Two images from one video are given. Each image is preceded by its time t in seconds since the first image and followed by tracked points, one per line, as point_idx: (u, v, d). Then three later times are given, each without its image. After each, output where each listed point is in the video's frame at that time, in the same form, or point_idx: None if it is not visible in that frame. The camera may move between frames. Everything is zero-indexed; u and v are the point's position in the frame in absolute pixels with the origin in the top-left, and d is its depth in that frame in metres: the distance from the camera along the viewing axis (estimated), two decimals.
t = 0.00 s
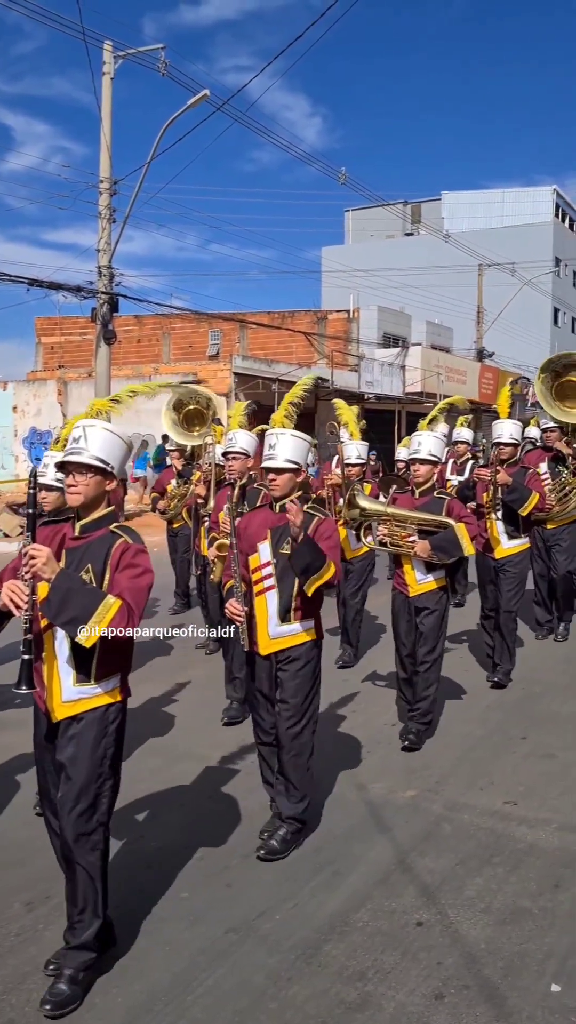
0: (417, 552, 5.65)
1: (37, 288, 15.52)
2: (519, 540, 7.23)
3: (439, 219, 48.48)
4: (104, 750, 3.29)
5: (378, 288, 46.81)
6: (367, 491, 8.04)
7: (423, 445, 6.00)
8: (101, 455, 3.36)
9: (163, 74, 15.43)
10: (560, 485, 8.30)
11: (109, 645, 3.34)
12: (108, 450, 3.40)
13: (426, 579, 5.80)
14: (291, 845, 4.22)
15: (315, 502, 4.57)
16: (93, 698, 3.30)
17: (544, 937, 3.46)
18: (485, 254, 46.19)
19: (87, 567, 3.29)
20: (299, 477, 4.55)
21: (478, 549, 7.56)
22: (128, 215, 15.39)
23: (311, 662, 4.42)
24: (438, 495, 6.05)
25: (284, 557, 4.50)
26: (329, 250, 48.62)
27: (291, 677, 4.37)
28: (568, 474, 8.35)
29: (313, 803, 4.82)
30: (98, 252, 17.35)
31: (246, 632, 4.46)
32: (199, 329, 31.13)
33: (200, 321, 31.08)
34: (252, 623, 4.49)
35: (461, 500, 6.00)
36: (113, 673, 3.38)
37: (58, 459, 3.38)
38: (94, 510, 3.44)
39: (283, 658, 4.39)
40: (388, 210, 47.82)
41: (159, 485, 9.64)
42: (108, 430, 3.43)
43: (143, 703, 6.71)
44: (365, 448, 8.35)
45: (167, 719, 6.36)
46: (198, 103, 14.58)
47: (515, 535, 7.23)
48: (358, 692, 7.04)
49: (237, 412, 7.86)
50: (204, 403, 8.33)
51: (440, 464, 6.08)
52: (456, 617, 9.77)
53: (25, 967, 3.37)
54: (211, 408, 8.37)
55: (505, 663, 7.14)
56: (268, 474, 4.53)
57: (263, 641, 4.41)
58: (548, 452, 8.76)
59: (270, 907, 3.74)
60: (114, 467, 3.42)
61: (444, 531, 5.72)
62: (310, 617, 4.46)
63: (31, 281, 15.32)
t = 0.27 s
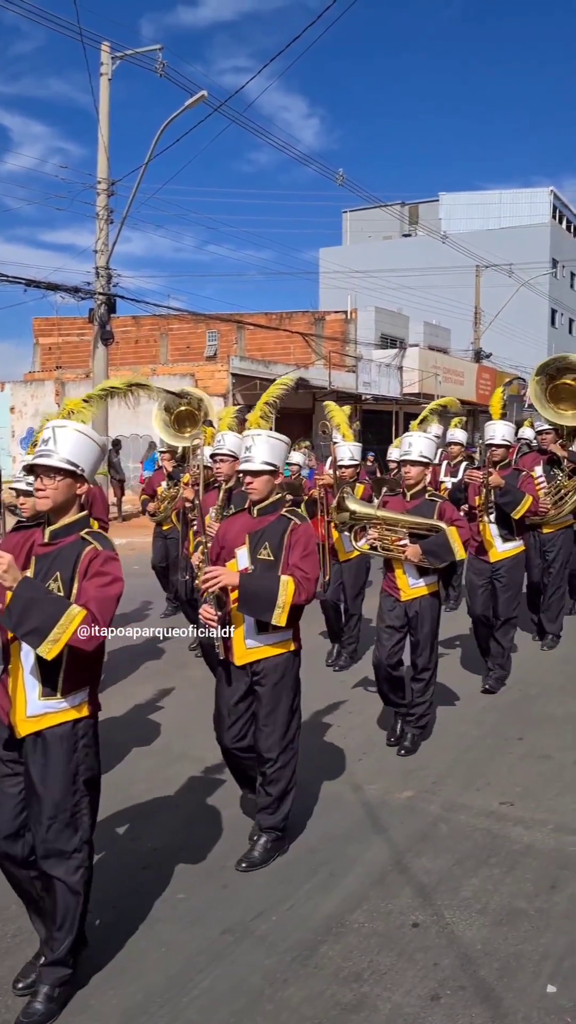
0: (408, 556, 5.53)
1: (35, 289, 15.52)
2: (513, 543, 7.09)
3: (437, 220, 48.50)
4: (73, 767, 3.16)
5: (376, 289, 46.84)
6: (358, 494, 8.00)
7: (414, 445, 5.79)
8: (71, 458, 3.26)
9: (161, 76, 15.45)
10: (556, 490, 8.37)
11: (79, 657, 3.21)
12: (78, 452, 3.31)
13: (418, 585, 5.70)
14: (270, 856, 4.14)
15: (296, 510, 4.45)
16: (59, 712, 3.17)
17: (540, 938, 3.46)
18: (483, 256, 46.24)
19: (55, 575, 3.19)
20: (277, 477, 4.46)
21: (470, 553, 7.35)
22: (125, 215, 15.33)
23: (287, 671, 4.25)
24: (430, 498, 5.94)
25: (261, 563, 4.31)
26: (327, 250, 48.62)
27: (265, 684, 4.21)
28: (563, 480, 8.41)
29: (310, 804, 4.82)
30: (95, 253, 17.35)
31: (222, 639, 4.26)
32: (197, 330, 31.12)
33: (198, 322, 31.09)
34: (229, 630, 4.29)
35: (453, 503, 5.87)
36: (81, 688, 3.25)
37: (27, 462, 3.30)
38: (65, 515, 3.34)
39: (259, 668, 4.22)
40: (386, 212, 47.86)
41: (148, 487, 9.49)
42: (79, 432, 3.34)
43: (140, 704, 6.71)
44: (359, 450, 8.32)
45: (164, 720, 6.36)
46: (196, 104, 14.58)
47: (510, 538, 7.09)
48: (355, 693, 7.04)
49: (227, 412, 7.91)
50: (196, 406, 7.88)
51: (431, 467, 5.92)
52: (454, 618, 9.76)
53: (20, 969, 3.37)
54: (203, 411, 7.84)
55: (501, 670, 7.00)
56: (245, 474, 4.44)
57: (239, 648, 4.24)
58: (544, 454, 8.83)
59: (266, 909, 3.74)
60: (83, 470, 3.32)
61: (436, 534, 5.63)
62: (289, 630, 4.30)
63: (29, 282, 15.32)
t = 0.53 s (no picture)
0: (392, 561, 5.34)
1: (31, 289, 15.52)
2: (504, 548, 6.96)
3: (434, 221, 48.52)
4: (43, 783, 3.06)
5: (373, 291, 46.89)
6: (348, 497, 8.04)
7: (400, 446, 5.59)
8: (34, 461, 3.10)
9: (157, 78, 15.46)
10: (547, 491, 8.29)
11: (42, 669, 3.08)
12: (41, 455, 3.13)
13: (403, 591, 5.52)
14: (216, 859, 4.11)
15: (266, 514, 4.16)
16: (21, 728, 3.05)
17: (536, 939, 3.46)
18: (479, 257, 46.29)
19: (16, 584, 3.05)
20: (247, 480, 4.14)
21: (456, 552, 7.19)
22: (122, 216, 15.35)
23: (258, 686, 4.03)
24: (416, 500, 5.70)
25: (229, 571, 4.04)
26: (324, 251, 48.63)
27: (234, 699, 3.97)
28: (555, 480, 8.35)
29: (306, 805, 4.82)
30: (92, 254, 17.35)
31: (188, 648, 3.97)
32: (194, 332, 31.12)
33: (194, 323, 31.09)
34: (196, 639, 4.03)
35: (439, 508, 5.66)
36: (43, 702, 3.13)
37: None
38: (29, 520, 3.18)
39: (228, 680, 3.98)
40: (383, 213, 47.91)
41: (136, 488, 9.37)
42: (45, 434, 3.19)
43: (136, 705, 6.70)
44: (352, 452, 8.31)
45: (160, 721, 6.35)
46: (192, 104, 14.57)
47: (501, 542, 6.94)
48: (351, 694, 7.04)
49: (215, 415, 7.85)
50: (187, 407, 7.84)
51: (418, 469, 5.70)
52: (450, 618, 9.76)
53: (15, 971, 3.36)
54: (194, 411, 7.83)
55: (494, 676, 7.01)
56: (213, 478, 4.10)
57: (206, 658, 3.98)
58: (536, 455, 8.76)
59: (262, 910, 3.74)
60: (48, 473, 3.15)
61: (420, 540, 5.37)
62: (258, 639, 4.05)
63: (26, 283, 15.32)
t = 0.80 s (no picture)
0: (379, 566, 5.25)
1: (28, 290, 15.51)
2: (490, 550, 6.80)
3: (431, 223, 48.55)
4: None
5: (370, 292, 46.92)
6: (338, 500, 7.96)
7: (386, 448, 5.52)
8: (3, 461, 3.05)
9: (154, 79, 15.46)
10: (537, 495, 8.25)
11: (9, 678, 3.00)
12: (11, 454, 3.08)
13: (389, 594, 5.36)
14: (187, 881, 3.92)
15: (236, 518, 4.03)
16: None
17: (531, 941, 3.46)
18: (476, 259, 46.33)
19: None
20: (216, 482, 4.03)
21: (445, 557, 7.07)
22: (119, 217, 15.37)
23: (222, 697, 3.84)
24: (403, 503, 5.64)
25: (197, 576, 3.92)
26: (321, 253, 48.65)
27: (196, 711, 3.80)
28: (544, 484, 8.30)
29: (301, 807, 4.82)
30: (89, 254, 17.34)
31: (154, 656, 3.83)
32: (191, 333, 31.11)
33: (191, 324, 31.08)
34: (163, 649, 3.87)
35: (426, 511, 5.61)
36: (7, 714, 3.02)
37: None
38: None
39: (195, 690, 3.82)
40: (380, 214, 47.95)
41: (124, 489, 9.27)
42: (11, 435, 3.11)
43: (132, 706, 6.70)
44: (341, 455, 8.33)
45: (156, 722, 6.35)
46: (188, 105, 14.56)
47: (487, 545, 6.79)
48: (347, 695, 7.05)
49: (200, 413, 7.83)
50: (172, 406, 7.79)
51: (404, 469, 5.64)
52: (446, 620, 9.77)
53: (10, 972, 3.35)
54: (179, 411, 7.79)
55: (489, 676, 6.98)
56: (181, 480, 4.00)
57: (173, 667, 3.82)
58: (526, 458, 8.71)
59: (257, 912, 3.73)
60: (17, 474, 3.10)
61: (407, 541, 5.30)
62: (227, 647, 3.90)
63: (23, 284, 15.32)
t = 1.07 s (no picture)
0: (367, 568, 5.20)
1: (22, 291, 15.49)
2: (481, 553, 6.80)
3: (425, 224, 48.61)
4: None
5: (364, 293, 46.94)
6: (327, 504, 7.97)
7: (374, 452, 5.53)
8: None
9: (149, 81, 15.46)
10: (528, 499, 8.23)
11: None
12: None
13: (378, 599, 5.35)
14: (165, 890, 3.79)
15: (214, 522, 4.02)
16: None
17: (524, 942, 3.46)
18: (471, 260, 46.39)
19: None
20: (192, 484, 4.03)
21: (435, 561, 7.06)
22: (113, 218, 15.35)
23: (199, 706, 3.81)
24: (391, 507, 5.61)
25: (173, 580, 3.91)
26: (316, 253, 48.65)
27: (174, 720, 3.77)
28: (536, 487, 8.28)
29: (294, 808, 4.81)
30: (83, 255, 17.31)
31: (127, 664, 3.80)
32: (185, 334, 31.09)
33: (186, 325, 31.06)
34: (138, 653, 3.88)
35: (416, 514, 5.59)
36: None
37: None
38: None
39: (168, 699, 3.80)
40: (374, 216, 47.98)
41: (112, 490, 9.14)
42: None
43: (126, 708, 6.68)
44: (330, 455, 8.29)
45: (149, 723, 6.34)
46: (182, 105, 14.56)
47: (477, 546, 6.80)
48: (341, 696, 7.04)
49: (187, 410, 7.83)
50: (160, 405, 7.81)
51: (394, 471, 5.63)
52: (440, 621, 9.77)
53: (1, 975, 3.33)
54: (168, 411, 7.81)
55: (471, 690, 6.77)
56: (157, 481, 3.99)
57: (147, 673, 3.82)
58: (516, 461, 8.69)
59: (251, 913, 3.73)
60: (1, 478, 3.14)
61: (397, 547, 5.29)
62: (203, 655, 3.86)
63: (16, 284, 15.28)
